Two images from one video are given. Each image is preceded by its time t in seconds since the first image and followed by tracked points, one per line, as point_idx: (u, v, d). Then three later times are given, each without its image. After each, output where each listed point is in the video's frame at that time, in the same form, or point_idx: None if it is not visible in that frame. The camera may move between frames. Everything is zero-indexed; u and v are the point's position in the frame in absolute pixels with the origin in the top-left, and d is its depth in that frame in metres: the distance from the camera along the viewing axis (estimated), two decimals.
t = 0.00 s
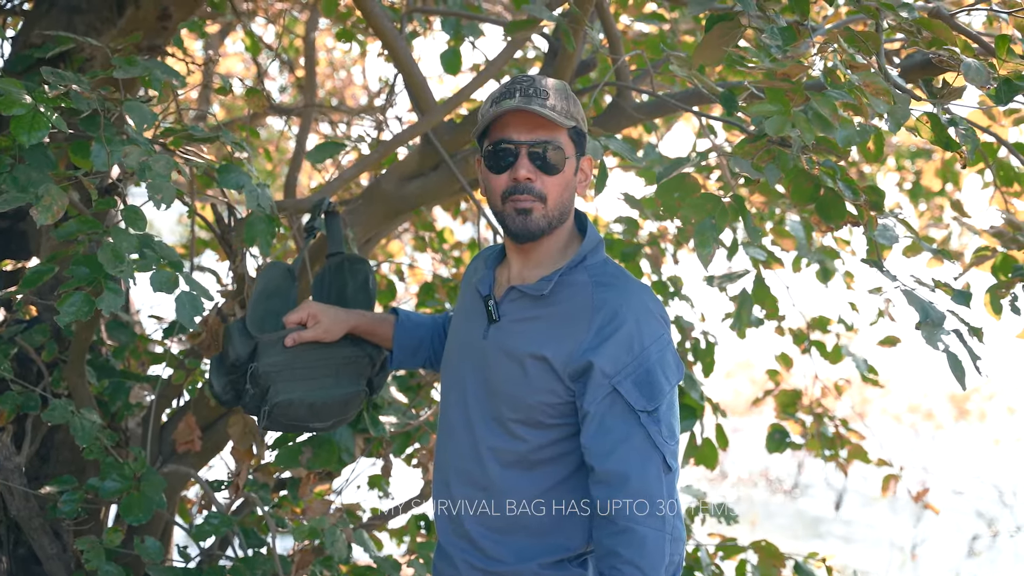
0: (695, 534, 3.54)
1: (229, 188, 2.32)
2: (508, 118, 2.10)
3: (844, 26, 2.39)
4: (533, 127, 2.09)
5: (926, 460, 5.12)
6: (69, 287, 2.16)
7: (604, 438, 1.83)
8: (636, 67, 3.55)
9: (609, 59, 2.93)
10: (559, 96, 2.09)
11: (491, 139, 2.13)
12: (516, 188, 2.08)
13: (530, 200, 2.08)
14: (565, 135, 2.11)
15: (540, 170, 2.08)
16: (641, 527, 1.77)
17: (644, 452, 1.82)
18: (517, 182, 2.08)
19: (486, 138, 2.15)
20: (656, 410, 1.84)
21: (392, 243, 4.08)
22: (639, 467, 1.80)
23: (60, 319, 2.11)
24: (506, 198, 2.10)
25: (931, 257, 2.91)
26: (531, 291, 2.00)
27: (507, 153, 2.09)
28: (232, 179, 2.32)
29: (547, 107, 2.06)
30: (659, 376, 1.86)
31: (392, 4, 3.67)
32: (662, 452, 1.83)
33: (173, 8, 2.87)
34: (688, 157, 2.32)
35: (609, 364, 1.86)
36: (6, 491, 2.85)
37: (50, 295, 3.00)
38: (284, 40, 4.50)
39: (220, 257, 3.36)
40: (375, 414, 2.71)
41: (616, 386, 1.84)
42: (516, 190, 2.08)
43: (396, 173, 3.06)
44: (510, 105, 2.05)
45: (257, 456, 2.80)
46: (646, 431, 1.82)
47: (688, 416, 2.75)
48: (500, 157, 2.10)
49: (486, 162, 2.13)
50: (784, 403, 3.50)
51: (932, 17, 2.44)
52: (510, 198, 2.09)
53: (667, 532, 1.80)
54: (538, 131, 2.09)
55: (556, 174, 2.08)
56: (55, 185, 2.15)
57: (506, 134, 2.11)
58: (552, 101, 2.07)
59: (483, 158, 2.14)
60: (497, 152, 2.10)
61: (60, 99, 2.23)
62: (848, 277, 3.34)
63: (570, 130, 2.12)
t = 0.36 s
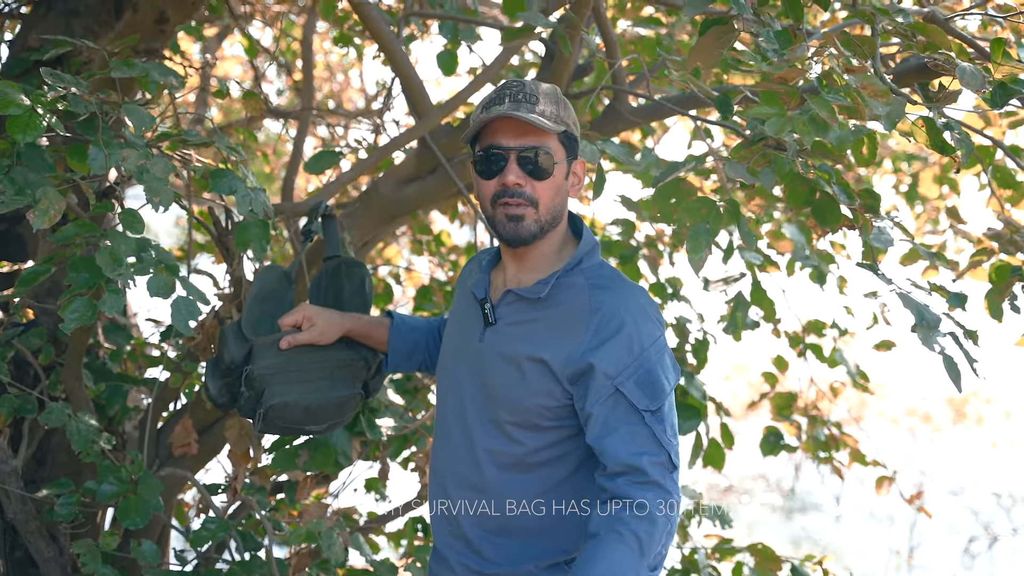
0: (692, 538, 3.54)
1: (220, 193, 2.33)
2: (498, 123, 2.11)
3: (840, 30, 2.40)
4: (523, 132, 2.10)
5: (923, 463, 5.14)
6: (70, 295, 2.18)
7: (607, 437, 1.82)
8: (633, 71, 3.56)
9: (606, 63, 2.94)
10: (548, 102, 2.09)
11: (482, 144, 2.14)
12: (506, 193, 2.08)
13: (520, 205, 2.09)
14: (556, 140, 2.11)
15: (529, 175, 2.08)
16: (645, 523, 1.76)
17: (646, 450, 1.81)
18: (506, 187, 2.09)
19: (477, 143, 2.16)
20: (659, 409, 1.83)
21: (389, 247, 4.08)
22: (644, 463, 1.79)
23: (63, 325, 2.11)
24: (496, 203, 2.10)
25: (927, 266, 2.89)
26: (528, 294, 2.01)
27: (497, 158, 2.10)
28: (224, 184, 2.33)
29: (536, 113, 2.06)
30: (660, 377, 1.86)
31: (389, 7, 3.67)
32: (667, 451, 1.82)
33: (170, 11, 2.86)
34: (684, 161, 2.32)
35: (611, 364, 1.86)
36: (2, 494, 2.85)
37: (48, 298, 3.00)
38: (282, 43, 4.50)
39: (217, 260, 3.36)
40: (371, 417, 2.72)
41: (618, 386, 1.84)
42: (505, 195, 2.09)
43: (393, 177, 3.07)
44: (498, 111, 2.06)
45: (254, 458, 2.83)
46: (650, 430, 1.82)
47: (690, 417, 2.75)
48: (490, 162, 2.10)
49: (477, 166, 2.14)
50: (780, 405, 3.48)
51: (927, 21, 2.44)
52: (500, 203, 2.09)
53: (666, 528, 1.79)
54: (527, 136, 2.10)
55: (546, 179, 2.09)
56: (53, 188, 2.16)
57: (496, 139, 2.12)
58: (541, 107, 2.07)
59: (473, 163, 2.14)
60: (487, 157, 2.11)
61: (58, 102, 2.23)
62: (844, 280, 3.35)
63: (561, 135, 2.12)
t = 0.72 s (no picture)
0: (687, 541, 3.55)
1: (212, 197, 2.33)
2: (478, 122, 2.13)
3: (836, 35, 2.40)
4: (504, 129, 2.11)
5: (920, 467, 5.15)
6: (69, 302, 2.16)
7: (584, 434, 1.83)
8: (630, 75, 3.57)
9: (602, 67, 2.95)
10: (529, 100, 2.10)
11: (465, 143, 2.15)
12: (486, 188, 2.09)
13: (501, 200, 2.09)
14: (537, 136, 2.12)
15: (510, 171, 2.09)
16: (627, 523, 1.77)
17: (624, 446, 1.82)
18: (486, 183, 2.10)
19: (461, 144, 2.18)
20: (636, 404, 1.84)
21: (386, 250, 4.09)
22: (622, 461, 1.80)
23: (66, 335, 2.12)
24: (477, 199, 2.11)
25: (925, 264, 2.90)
26: (510, 293, 2.02)
27: (479, 157, 2.11)
28: (216, 188, 2.33)
29: (515, 110, 2.08)
30: (638, 372, 1.87)
31: (387, 11, 3.68)
32: (647, 447, 1.83)
33: (169, 15, 2.87)
34: (680, 165, 2.33)
35: (587, 361, 1.87)
36: None
37: (45, 301, 3.00)
38: (279, 46, 4.51)
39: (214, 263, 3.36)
40: (368, 420, 2.71)
41: (595, 383, 1.85)
42: (486, 191, 2.09)
43: (389, 181, 3.08)
44: (477, 109, 2.07)
45: (251, 461, 2.82)
46: (628, 426, 1.82)
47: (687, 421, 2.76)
48: (471, 159, 2.12)
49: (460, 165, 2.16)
50: (778, 409, 3.52)
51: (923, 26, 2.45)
52: (481, 199, 2.10)
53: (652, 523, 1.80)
54: (507, 132, 2.11)
55: (527, 174, 2.09)
56: (50, 191, 2.16)
57: (478, 137, 2.13)
58: (519, 102, 2.09)
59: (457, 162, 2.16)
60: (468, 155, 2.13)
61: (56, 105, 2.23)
62: (842, 284, 3.35)
63: (542, 131, 2.13)
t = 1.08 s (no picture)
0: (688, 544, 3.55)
1: (221, 197, 2.34)
2: (475, 130, 2.13)
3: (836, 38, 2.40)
4: (501, 137, 2.12)
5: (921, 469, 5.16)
6: (67, 303, 2.17)
7: (600, 442, 1.83)
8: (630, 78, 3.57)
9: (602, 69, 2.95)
10: (526, 106, 2.10)
11: (462, 151, 2.16)
12: (485, 197, 2.10)
13: (500, 209, 2.10)
14: (535, 143, 2.12)
15: (509, 179, 2.10)
16: (653, 526, 1.78)
17: (640, 455, 1.82)
18: (486, 192, 2.10)
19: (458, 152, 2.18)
20: (652, 412, 1.84)
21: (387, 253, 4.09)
22: (640, 469, 1.81)
23: (62, 337, 2.12)
24: (476, 208, 2.12)
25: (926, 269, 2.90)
26: (516, 298, 2.03)
27: (478, 165, 2.12)
28: (225, 188, 2.34)
29: (512, 118, 2.08)
30: (651, 379, 1.87)
31: (388, 14, 3.68)
32: (663, 452, 1.84)
33: (169, 18, 2.90)
34: (681, 167, 2.33)
35: (601, 368, 1.87)
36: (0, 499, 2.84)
37: (46, 304, 3.01)
38: (280, 49, 4.52)
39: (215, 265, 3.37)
40: (369, 424, 2.70)
41: (611, 391, 1.85)
42: (485, 200, 2.10)
43: (389, 184, 3.10)
44: (474, 118, 2.07)
45: (252, 464, 2.83)
46: (644, 433, 1.83)
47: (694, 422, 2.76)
48: (470, 167, 2.12)
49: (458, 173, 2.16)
50: (780, 410, 3.53)
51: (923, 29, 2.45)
52: (481, 208, 2.11)
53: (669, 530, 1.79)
54: (504, 141, 2.11)
55: (526, 182, 2.10)
56: (52, 194, 2.16)
57: (476, 146, 2.14)
58: (517, 111, 2.09)
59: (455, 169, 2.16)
60: (466, 163, 2.13)
61: (57, 108, 2.23)
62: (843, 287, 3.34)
63: (540, 138, 2.13)
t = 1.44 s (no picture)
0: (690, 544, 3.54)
1: (221, 197, 2.36)
2: (500, 131, 2.11)
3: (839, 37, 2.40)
4: (526, 141, 2.11)
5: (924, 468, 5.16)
6: (69, 297, 2.16)
7: (613, 419, 1.79)
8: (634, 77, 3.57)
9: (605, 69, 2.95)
10: (551, 110, 2.10)
11: (484, 151, 2.14)
12: (508, 201, 2.09)
13: (522, 213, 2.10)
14: (558, 148, 2.12)
15: (531, 183, 2.09)
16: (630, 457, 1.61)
17: (650, 423, 1.72)
18: (508, 195, 2.10)
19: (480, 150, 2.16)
20: (669, 387, 1.76)
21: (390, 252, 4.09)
22: (642, 431, 1.72)
23: (60, 329, 2.11)
24: (498, 210, 2.12)
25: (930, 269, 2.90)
26: (528, 296, 2.03)
27: (500, 166, 2.10)
28: (226, 189, 2.36)
29: (538, 121, 2.08)
30: (667, 358, 1.82)
31: (391, 13, 3.69)
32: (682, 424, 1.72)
33: (172, 18, 2.95)
34: (684, 166, 2.33)
35: (616, 356, 1.87)
36: (3, 498, 2.84)
37: (50, 302, 3.01)
38: (283, 49, 4.52)
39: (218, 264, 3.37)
40: (370, 421, 2.78)
41: (627, 372, 1.82)
42: (508, 203, 2.10)
43: (392, 182, 3.09)
44: (502, 119, 2.07)
45: (254, 462, 2.82)
46: (661, 405, 1.74)
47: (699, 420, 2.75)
48: (492, 168, 2.11)
49: (479, 172, 2.14)
50: (783, 412, 3.50)
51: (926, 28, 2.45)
52: (502, 210, 2.11)
53: (666, 479, 1.62)
54: (529, 145, 2.11)
55: (549, 187, 2.10)
56: (56, 193, 2.17)
57: (499, 147, 2.12)
58: (545, 116, 2.09)
59: (476, 168, 2.15)
60: (490, 164, 2.11)
61: (61, 107, 2.24)
62: (846, 286, 3.35)
63: (564, 143, 2.13)
